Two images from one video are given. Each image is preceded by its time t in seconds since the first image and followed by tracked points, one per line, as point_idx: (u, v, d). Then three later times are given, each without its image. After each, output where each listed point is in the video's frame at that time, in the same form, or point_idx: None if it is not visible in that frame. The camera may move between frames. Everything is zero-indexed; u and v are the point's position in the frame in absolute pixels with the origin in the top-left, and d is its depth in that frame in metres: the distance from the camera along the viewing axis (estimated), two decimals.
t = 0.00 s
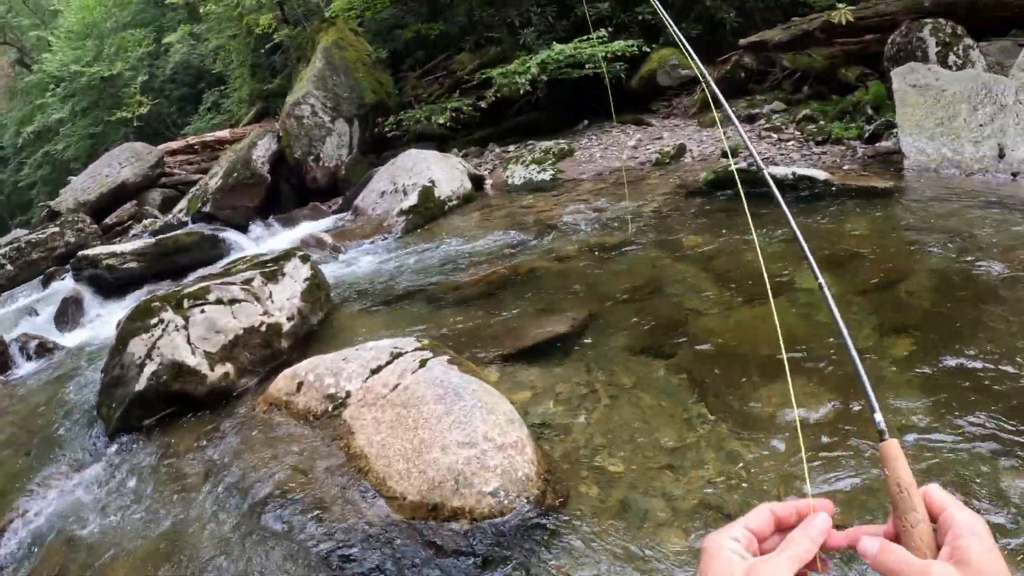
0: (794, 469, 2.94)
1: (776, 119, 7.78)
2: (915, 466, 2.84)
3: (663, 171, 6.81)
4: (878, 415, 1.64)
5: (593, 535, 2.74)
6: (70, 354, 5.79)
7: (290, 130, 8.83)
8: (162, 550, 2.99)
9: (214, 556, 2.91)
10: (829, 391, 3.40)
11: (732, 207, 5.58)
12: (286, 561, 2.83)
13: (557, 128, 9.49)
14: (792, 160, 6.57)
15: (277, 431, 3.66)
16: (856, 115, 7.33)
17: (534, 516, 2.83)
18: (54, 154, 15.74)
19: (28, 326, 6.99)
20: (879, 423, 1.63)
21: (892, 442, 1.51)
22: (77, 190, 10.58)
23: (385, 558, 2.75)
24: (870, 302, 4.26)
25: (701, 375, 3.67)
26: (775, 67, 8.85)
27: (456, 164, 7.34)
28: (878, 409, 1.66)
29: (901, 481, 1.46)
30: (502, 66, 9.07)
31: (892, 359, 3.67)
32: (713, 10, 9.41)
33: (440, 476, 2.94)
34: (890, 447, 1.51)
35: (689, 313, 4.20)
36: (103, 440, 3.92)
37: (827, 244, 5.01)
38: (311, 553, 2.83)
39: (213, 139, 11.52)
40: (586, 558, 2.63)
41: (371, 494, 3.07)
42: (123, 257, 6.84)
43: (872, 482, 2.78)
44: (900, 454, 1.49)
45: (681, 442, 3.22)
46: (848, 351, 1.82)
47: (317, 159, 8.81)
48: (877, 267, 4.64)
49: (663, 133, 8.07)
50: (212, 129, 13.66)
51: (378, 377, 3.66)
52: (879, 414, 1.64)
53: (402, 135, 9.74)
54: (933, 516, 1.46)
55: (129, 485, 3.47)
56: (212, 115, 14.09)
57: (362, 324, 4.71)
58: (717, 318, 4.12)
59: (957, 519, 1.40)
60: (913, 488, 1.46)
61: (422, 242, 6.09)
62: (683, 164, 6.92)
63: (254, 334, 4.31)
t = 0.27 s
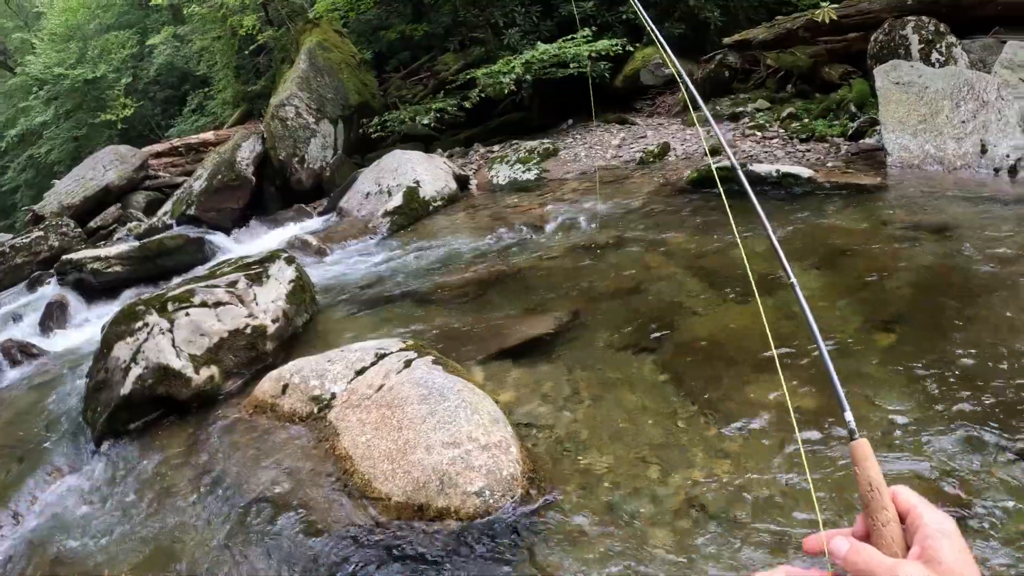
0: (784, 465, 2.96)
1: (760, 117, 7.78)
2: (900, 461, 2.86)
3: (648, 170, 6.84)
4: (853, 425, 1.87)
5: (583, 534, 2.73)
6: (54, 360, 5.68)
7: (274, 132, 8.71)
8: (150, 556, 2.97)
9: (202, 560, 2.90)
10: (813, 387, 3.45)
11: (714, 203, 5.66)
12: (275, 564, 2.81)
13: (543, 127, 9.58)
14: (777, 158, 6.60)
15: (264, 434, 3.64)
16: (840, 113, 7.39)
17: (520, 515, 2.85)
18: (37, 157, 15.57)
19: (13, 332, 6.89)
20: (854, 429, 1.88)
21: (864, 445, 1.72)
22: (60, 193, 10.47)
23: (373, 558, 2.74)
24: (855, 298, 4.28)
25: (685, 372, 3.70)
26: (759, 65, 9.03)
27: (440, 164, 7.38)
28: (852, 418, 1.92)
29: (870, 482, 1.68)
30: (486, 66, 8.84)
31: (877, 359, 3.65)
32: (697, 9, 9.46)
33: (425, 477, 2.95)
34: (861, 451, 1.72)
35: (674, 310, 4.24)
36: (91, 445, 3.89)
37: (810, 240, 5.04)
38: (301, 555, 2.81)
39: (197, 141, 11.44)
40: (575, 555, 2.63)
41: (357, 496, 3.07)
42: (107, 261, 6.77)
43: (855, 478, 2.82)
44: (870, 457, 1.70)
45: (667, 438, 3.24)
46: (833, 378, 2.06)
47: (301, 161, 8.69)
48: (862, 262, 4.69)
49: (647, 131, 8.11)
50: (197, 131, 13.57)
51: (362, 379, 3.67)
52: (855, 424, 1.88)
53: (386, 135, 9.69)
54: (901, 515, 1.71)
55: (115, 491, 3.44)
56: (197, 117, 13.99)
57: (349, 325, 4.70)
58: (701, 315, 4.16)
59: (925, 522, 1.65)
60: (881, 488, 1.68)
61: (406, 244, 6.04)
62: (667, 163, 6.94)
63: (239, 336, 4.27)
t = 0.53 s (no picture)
0: (769, 462, 2.98)
1: (743, 116, 7.85)
2: (884, 460, 2.89)
3: (632, 169, 6.86)
4: (839, 439, 1.81)
5: (571, 534, 2.73)
6: (36, 368, 5.59)
7: (258, 134, 8.81)
8: (134, 563, 2.93)
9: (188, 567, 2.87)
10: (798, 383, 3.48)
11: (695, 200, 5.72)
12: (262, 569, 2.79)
13: (527, 128, 9.52)
14: (760, 156, 6.65)
15: (249, 438, 3.62)
16: (824, 111, 7.39)
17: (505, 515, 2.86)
18: (18, 161, 15.37)
19: None
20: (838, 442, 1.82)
21: (852, 463, 1.67)
22: (43, 197, 10.34)
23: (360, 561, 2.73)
24: (838, 294, 4.31)
25: (670, 371, 3.71)
26: (743, 65, 8.95)
27: (425, 165, 7.38)
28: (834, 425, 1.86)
29: (860, 500, 1.62)
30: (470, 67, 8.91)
31: (860, 356, 3.68)
32: (680, 9, 9.52)
33: (410, 478, 2.95)
34: (849, 468, 1.67)
35: (658, 309, 4.25)
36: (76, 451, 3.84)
37: (793, 237, 5.07)
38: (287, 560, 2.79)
39: (181, 144, 11.34)
40: (562, 555, 2.64)
41: (344, 499, 3.05)
42: (90, 266, 6.71)
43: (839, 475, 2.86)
44: (859, 475, 1.65)
45: (652, 436, 3.25)
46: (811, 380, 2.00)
47: (286, 163, 8.75)
48: (844, 258, 4.73)
49: (631, 131, 8.15)
50: (180, 134, 13.45)
51: (346, 382, 3.65)
52: (837, 434, 1.82)
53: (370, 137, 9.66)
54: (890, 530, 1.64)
55: (99, 496, 3.40)
56: (181, 119, 13.88)
57: (334, 327, 4.69)
58: (685, 313, 4.17)
59: (915, 537, 1.59)
60: (870, 506, 1.62)
61: (391, 246, 6.00)
62: (651, 162, 6.96)
63: (223, 340, 4.24)
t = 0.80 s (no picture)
0: (754, 460, 3.00)
1: (727, 115, 7.87)
2: (867, 457, 2.92)
3: (616, 169, 6.87)
4: (844, 481, 1.69)
5: (557, 536, 2.74)
6: (19, 374, 5.52)
7: (242, 136, 8.68)
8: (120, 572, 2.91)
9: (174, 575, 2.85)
10: (781, 382, 3.51)
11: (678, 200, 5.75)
12: None
13: (511, 129, 9.58)
14: (745, 155, 6.66)
15: (234, 442, 3.60)
16: (806, 110, 7.47)
17: (490, 517, 2.86)
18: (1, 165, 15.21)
19: None
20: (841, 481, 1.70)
21: (856, 506, 1.55)
22: (26, 202, 10.24)
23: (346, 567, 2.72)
24: (822, 293, 4.34)
25: (655, 370, 3.72)
26: (726, 65, 9.11)
27: (410, 166, 7.36)
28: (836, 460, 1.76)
29: (864, 547, 1.50)
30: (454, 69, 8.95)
31: (844, 353, 3.71)
32: (664, 9, 9.57)
33: (394, 481, 2.94)
34: (854, 512, 1.55)
35: (643, 309, 4.26)
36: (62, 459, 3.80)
37: (776, 236, 5.10)
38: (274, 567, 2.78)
39: (165, 147, 11.26)
40: (549, 558, 2.64)
41: (328, 503, 3.03)
42: (75, 270, 6.66)
43: (823, 473, 2.88)
44: (863, 519, 1.53)
45: (637, 436, 3.25)
46: (815, 420, 1.91)
47: (270, 165, 8.71)
48: (828, 256, 4.77)
49: (615, 131, 8.16)
50: (164, 137, 13.34)
51: (331, 385, 3.64)
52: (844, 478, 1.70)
53: (355, 139, 9.68)
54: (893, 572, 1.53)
55: (84, 504, 3.37)
56: (164, 122, 13.78)
57: (319, 331, 4.67)
58: (669, 313, 4.19)
59: None
60: (875, 552, 1.50)
61: (376, 248, 5.99)
62: (634, 163, 6.99)
63: (207, 344, 4.22)
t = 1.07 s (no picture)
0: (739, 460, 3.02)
1: (711, 115, 7.91)
2: (851, 455, 2.95)
3: (601, 170, 6.90)
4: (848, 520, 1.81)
5: (545, 538, 2.75)
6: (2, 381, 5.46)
7: (227, 140, 8.62)
8: None
9: None
10: (765, 381, 3.53)
11: (662, 201, 5.77)
12: None
13: (496, 130, 9.59)
14: (729, 155, 6.69)
15: (221, 447, 3.58)
16: (790, 110, 7.53)
17: (477, 518, 2.85)
18: None
19: None
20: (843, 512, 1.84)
21: (861, 544, 1.65)
22: (9, 206, 10.14)
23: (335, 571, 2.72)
24: (806, 292, 4.36)
25: (640, 370, 3.74)
26: (710, 65, 9.11)
27: (394, 169, 7.34)
28: (837, 487, 1.89)
29: None
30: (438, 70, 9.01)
31: (828, 351, 3.74)
32: (648, 10, 9.63)
33: (380, 484, 2.93)
34: (859, 550, 1.65)
35: (627, 309, 4.28)
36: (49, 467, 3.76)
37: (759, 235, 5.14)
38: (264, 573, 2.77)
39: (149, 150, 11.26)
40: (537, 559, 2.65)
41: (315, 507, 3.03)
42: (59, 275, 6.59)
43: (808, 471, 2.90)
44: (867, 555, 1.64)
45: (623, 436, 3.27)
46: (814, 440, 2.01)
47: (254, 169, 8.64)
48: (811, 255, 4.80)
49: (600, 132, 8.17)
50: (148, 140, 13.23)
51: (316, 389, 3.63)
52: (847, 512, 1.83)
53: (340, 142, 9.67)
54: None
55: (71, 513, 3.34)
56: (149, 125, 13.68)
57: (306, 334, 4.66)
58: (653, 313, 4.21)
59: None
60: None
61: (362, 250, 5.99)
62: (619, 163, 7.02)
63: (193, 349, 4.20)
